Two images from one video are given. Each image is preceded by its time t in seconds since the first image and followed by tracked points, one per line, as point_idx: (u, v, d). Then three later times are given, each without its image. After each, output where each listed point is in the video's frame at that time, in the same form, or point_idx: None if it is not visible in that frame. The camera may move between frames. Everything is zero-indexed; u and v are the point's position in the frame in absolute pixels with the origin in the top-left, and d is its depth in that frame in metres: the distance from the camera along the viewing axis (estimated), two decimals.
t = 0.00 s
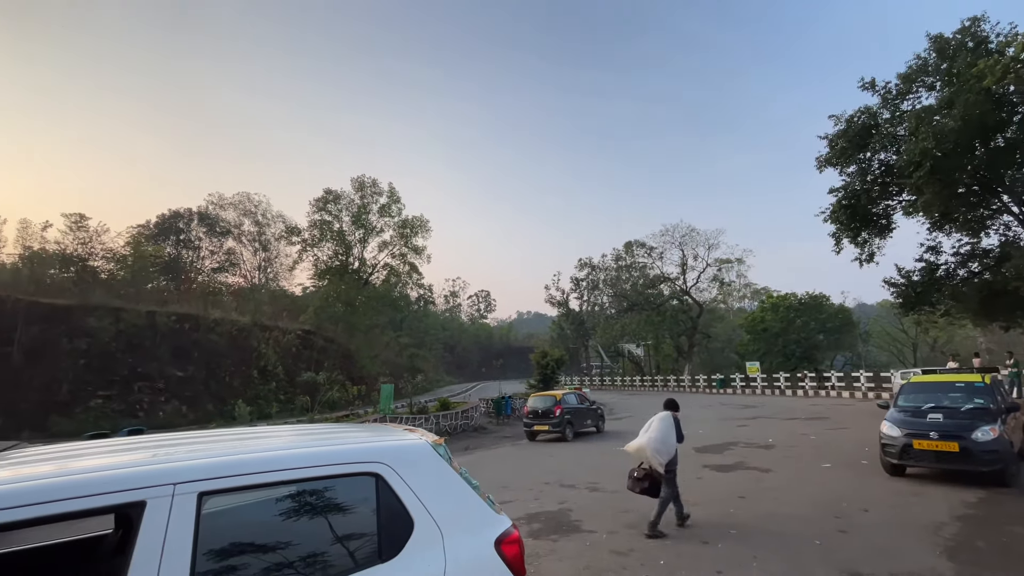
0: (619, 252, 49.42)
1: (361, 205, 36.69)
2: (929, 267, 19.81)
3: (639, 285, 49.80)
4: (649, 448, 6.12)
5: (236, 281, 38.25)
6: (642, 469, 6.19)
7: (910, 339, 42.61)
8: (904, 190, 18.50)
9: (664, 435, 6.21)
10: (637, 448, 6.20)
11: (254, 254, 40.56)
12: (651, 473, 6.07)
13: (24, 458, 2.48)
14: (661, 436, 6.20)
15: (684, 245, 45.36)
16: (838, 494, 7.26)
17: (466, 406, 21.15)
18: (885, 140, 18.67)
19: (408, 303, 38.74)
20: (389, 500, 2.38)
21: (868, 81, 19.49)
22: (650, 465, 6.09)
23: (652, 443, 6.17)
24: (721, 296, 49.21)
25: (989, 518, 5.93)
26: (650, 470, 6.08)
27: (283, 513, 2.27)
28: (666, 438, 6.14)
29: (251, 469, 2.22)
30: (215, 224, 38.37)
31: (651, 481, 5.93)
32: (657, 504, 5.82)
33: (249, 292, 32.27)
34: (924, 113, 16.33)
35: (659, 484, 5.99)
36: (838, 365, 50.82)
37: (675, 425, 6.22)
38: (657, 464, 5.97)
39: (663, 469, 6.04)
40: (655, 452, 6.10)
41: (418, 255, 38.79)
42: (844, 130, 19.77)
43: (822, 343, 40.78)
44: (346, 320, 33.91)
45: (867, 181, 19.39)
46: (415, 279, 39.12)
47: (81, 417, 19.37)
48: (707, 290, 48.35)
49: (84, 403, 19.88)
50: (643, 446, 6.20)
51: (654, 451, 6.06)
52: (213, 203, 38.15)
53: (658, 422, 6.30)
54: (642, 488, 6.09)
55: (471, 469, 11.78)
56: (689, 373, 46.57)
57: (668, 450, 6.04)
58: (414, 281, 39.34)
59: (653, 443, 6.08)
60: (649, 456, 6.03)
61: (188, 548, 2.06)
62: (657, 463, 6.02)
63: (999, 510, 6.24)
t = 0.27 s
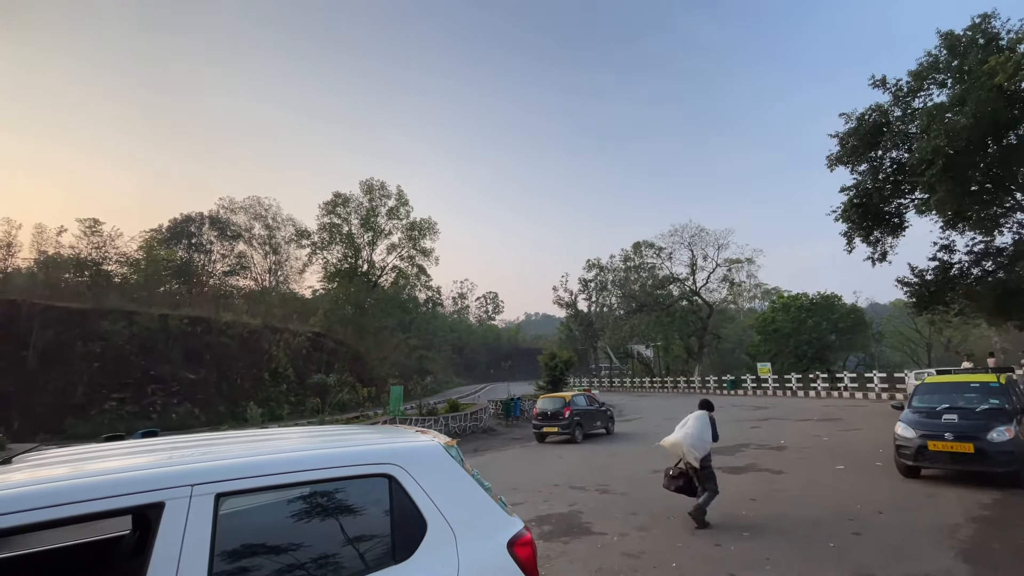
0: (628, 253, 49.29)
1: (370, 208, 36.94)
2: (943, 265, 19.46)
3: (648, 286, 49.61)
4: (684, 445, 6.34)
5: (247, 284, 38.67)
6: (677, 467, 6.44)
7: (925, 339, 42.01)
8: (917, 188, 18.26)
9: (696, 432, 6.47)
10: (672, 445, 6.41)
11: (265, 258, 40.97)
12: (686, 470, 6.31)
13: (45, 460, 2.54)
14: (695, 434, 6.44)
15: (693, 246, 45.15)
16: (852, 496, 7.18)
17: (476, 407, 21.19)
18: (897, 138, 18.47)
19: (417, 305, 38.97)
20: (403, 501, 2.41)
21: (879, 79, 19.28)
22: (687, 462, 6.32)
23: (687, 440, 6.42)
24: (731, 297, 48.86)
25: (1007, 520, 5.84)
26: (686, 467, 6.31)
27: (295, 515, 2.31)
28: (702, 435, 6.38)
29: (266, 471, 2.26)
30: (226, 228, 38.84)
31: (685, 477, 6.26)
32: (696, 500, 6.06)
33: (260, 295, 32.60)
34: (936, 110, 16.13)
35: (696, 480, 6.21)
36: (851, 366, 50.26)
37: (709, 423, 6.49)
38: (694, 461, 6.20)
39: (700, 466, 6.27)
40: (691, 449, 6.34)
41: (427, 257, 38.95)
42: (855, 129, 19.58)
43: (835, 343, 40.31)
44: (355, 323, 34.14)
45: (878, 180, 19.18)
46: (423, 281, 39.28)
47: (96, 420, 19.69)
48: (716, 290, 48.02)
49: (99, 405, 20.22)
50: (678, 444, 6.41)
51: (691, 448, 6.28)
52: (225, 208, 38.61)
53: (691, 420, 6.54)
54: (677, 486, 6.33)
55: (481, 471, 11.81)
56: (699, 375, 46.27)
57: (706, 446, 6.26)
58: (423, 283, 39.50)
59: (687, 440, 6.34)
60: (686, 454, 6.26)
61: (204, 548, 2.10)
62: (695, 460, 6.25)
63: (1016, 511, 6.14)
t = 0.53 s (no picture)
0: (627, 255, 49.35)
1: (369, 210, 36.95)
2: (941, 267, 19.51)
3: (647, 288, 49.65)
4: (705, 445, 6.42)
5: (246, 286, 38.61)
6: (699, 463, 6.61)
7: (923, 340, 42.07)
8: (915, 191, 18.32)
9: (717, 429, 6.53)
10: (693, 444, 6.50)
11: (263, 259, 40.94)
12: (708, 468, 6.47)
13: (43, 463, 2.54)
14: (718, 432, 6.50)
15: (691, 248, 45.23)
16: (851, 498, 7.18)
17: (475, 410, 21.16)
18: (895, 141, 18.53)
19: (416, 308, 38.99)
20: (403, 504, 2.41)
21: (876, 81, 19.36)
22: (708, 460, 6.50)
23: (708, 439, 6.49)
24: (730, 299, 48.90)
25: (1006, 522, 5.85)
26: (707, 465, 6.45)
27: (295, 517, 2.31)
28: (724, 434, 6.42)
29: (266, 474, 2.26)
30: (225, 230, 38.82)
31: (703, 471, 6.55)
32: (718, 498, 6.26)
33: (258, 297, 32.57)
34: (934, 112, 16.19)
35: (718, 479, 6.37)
36: (851, 368, 50.30)
37: (732, 421, 6.51)
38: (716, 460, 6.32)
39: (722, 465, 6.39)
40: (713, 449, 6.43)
41: (426, 259, 38.97)
42: (853, 131, 19.64)
43: (833, 345, 40.35)
44: (354, 325, 34.09)
45: (876, 182, 19.24)
46: (422, 283, 39.27)
47: (94, 423, 19.65)
48: (715, 292, 48.06)
49: (97, 408, 20.17)
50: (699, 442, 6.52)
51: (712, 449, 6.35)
52: (224, 210, 38.58)
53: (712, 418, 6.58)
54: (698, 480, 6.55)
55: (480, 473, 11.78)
56: (698, 377, 46.28)
57: (729, 447, 6.33)
58: (422, 285, 39.49)
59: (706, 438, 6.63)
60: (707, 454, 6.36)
61: (204, 551, 2.10)
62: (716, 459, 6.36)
63: (1015, 513, 6.14)
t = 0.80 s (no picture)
0: (616, 258, 49.60)
1: (358, 211, 36.70)
2: (923, 272, 19.90)
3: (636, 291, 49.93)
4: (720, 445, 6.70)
5: (231, 287, 38.09)
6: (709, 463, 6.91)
7: (906, 344, 42.83)
8: (898, 197, 18.67)
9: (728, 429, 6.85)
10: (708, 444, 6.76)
11: (250, 260, 40.42)
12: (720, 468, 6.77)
13: (18, 467, 2.46)
14: (729, 432, 6.87)
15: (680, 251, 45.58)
16: (835, 499, 7.27)
17: (463, 412, 21.09)
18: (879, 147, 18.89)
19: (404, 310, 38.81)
20: (389, 508, 2.38)
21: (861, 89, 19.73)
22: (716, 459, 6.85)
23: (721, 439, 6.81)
24: (717, 302, 49.36)
25: (986, 523, 5.97)
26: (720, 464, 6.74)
27: (280, 522, 2.27)
28: (736, 433, 6.78)
29: (251, 478, 2.22)
30: (210, 230, 38.28)
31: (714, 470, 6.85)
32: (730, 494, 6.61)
33: (244, 298, 32.16)
34: (916, 120, 16.53)
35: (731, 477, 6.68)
36: (835, 371, 51.04)
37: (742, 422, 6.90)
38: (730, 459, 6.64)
39: (734, 463, 6.75)
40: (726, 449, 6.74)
41: (415, 260, 38.79)
42: (838, 137, 19.97)
43: (818, 348, 40.91)
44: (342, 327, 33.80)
45: (860, 188, 19.58)
46: (411, 284, 39.19)
47: (74, 426, 19.22)
48: (703, 295, 48.49)
49: (77, 411, 19.70)
50: (713, 443, 6.81)
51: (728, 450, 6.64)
52: (209, 209, 38.02)
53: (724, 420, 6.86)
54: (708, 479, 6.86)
55: (469, 476, 11.72)
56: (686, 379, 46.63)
57: (741, 447, 6.72)
58: (411, 287, 39.37)
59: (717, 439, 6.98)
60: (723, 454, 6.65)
61: (186, 556, 2.05)
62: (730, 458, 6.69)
63: (995, 514, 6.26)
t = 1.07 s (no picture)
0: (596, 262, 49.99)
1: (336, 212, 36.18)
2: (890, 278, 20.60)
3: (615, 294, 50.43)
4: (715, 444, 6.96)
5: (204, 287, 37.07)
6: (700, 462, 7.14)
7: (874, 348, 44.23)
8: (866, 205, 19.30)
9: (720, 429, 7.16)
10: (703, 443, 6.99)
11: (223, 260, 39.44)
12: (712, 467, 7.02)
13: None
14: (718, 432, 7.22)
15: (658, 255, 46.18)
16: (806, 500, 7.44)
17: (442, 416, 20.94)
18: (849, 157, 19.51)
19: (383, 312, 38.37)
20: (362, 514, 2.33)
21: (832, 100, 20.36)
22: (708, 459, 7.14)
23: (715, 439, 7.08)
24: (693, 306, 50.19)
25: (948, 522, 6.18)
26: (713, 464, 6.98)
27: (251, 528, 2.20)
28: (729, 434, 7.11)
29: (219, 484, 2.14)
30: (183, 228, 37.21)
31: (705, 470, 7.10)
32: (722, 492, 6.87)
33: (217, 298, 31.36)
34: (885, 131, 17.12)
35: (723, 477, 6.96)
36: (807, 374, 52.40)
37: (733, 423, 7.26)
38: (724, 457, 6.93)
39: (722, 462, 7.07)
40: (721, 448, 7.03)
41: (395, 262, 38.41)
42: (810, 147, 20.54)
43: (790, 351, 41.95)
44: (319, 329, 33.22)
45: (831, 196, 20.18)
46: (391, 286, 39.08)
47: (35, 431, 18.43)
48: (680, 299, 49.24)
49: (38, 415, 18.89)
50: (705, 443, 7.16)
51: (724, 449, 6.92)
52: (182, 207, 36.95)
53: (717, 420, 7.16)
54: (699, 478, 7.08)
55: (446, 480, 11.62)
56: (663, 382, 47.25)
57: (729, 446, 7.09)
58: (390, 289, 39.10)
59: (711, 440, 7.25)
60: (718, 453, 6.91)
61: (149, 566, 1.97)
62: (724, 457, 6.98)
63: (957, 514, 6.49)
